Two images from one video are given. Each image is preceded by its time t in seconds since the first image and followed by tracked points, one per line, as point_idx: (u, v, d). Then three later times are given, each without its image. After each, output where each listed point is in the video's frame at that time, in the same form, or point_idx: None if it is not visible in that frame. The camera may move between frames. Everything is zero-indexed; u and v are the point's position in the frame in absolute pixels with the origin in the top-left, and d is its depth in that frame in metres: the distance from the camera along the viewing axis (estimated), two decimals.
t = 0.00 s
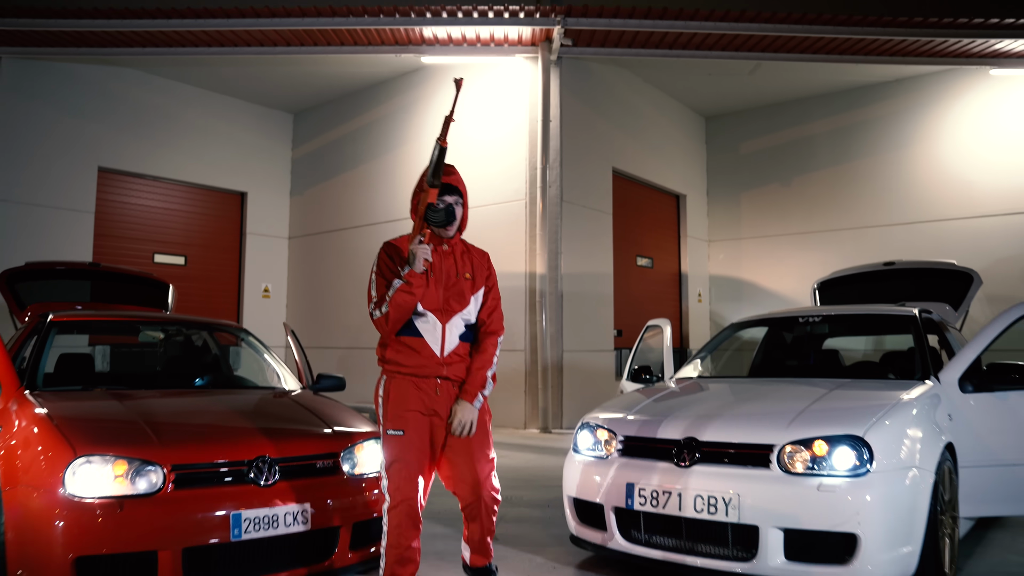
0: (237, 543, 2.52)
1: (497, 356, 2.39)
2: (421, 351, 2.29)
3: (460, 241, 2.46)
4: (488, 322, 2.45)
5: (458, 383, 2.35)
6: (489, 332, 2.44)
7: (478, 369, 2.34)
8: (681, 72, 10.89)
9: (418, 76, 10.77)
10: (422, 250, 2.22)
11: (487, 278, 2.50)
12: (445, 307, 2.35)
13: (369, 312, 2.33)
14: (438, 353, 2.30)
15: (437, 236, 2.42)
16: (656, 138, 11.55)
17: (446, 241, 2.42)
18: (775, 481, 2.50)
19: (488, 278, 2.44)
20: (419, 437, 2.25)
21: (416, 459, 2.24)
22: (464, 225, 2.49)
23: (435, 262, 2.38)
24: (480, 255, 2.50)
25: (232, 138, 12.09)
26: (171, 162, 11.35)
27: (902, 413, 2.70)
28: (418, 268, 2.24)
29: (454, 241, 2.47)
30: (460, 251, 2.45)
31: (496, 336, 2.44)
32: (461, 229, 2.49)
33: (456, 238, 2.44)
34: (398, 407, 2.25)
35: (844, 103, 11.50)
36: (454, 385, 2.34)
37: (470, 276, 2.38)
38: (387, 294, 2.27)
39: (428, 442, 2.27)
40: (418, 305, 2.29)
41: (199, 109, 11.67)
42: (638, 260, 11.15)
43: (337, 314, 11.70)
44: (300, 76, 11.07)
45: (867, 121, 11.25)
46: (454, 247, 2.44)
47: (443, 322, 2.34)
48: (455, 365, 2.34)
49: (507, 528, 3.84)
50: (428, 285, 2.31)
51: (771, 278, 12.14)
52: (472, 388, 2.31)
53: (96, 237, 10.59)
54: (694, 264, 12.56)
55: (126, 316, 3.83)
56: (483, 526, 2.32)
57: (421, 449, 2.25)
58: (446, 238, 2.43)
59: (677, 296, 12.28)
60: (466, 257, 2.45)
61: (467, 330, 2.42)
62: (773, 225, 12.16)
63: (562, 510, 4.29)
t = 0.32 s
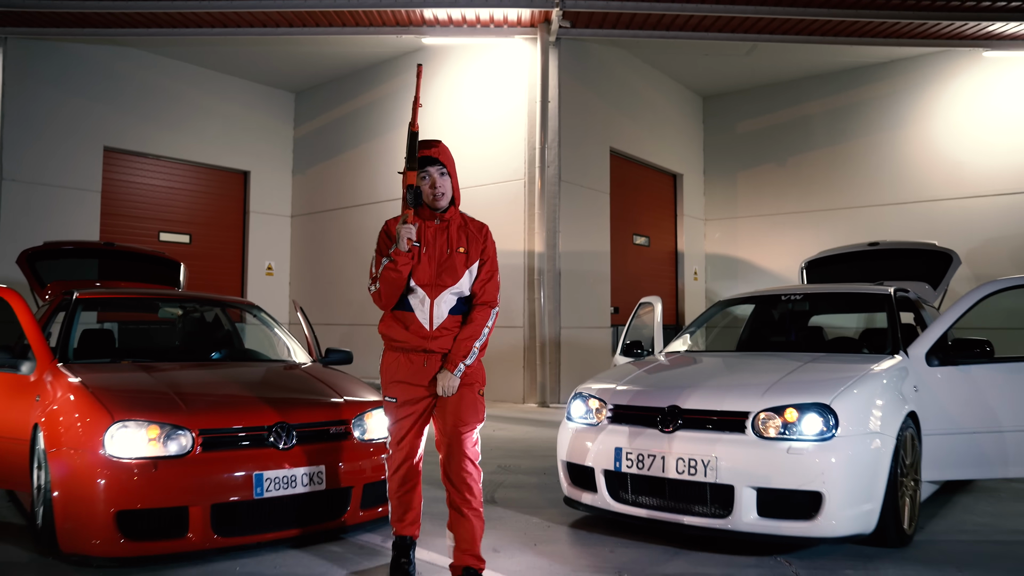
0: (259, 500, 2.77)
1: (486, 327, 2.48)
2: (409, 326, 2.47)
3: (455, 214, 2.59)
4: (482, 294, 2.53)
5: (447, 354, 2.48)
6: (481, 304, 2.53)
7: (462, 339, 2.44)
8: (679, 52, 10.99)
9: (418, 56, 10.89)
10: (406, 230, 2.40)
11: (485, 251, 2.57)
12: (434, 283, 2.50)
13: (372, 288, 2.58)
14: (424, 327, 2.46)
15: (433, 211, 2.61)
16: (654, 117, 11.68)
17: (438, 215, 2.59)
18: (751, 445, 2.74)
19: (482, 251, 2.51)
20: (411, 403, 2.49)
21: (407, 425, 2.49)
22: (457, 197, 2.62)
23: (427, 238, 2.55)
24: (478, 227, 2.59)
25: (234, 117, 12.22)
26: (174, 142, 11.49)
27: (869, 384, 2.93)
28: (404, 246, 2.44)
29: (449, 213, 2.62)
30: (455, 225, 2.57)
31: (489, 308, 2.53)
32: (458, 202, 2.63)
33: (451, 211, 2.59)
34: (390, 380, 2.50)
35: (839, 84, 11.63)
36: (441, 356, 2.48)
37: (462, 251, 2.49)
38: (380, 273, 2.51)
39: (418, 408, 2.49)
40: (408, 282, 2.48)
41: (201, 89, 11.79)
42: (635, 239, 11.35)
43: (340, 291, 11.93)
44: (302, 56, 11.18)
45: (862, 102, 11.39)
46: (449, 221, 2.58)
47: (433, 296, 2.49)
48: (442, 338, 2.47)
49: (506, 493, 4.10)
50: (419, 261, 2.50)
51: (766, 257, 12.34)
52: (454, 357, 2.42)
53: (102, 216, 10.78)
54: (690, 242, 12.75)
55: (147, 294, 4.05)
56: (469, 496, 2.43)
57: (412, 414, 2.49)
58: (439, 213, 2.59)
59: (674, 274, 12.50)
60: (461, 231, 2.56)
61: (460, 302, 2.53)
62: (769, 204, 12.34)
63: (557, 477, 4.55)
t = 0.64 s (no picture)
0: (280, 477, 3.01)
1: (498, 315, 2.54)
2: (427, 312, 2.64)
3: (477, 204, 2.71)
4: (498, 283, 2.61)
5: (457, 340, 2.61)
6: (497, 292, 2.60)
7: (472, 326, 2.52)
8: (675, 50, 11.20)
9: (419, 54, 11.12)
10: (421, 223, 2.58)
11: (504, 240, 2.64)
12: (452, 271, 2.63)
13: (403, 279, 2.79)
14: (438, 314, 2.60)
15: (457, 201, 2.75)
16: (651, 113, 11.90)
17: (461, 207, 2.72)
18: (730, 426, 2.99)
19: (497, 239, 2.59)
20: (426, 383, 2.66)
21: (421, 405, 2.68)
22: (481, 187, 2.73)
23: (449, 229, 2.70)
24: (500, 217, 2.68)
25: (238, 114, 12.44)
26: (180, 138, 11.71)
27: (840, 371, 3.18)
28: (422, 238, 2.62)
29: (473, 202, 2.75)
30: (476, 216, 2.70)
31: (504, 297, 2.59)
32: (481, 193, 2.74)
33: (473, 202, 2.72)
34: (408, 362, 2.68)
35: (833, 81, 11.85)
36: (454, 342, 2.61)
37: (478, 240, 2.60)
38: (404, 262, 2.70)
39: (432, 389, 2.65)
40: (428, 270, 2.65)
41: (206, 86, 12.01)
42: (632, 233, 11.58)
43: (343, 285, 12.18)
44: (305, 53, 11.39)
45: (856, 98, 11.60)
46: (471, 212, 2.70)
47: (450, 283, 2.62)
48: (454, 324, 2.59)
49: (506, 475, 4.36)
50: (439, 251, 2.66)
51: (761, 250, 12.58)
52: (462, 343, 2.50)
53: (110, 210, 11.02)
54: (687, 236, 12.99)
55: (168, 288, 4.31)
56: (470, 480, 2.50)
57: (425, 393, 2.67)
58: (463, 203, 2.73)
59: (670, 268, 12.75)
60: (482, 221, 2.68)
61: (477, 290, 2.64)
62: (764, 199, 12.57)
63: (554, 461, 4.80)
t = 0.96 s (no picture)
0: (297, 460, 3.26)
1: (518, 306, 2.69)
2: (446, 301, 2.75)
3: (491, 198, 2.86)
4: (514, 274, 2.75)
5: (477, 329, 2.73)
6: (514, 283, 2.75)
7: (496, 316, 2.67)
8: (672, 54, 11.44)
9: (421, 58, 11.36)
10: (439, 215, 2.70)
11: (518, 233, 2.79)
12: (469, 261, 2.75)
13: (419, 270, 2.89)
14: (458, 302, 2.72)
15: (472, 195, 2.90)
16: (648, 115, 12.13)
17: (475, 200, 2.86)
18: (712, 412, 3.24)
19: (513, 232, 2.74)
20: (442, 369, 2.74)
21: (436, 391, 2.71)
22: (493, 181, 2.89)
23: (464, 223, 2.83)
24: (513, 210, 2.83)
25: (242, 117, 12.68)
26: (186, 140, 11.96)
27: (816, 362, 3.43)
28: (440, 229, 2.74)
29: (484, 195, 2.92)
30: (489, 210, 2.84)
31: (521, 288, 2.74)
32: (494, 186, 2.90)
33: (487, 195, 2.88)
34: (425, 347, 2.76)
35: (826, 83, 12.09)
36: (474, 331, 2.73)
37: (494, 232, 2.73)
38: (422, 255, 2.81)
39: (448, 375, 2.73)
40: (446, 262, 2.75)
41: (211, 89, 12.25)
42: (630, 233, 11.83)
43: (346, 284, 12.43)
44: (309, 57, 11.63)
45: (848, 100, 11.84)
46: (484, 206, 2.84)
47: (468, 273, 2.73)
48: (473, 313, 2.72)
49: (506, 463, 4.61)
50: (455, 242, 2.78)
51: (756, 250, 12.82)
52: (487, 334, 2.66)
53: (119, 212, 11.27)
54: (683, 236, 13.23)
55: (188, 286, 4.55)
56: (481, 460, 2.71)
57: (441, 378, 2.73)
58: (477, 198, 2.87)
59: (667, 267, 12.99)
60: (495, 215, 2.82)
61: (494, 281, 2.77)
62: (758, 199, 12.82)
63: (552, 450, 5.05)
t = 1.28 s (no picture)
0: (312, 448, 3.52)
1: (530, 307, 2.84)
2: (455, 304, 2.85)
3: (492, 204, 2.98)
4: (521, 276, 2.89)
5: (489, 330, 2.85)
6: (522, 285, 2.88)
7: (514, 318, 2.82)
8: (668, 58, 11.69)
9: (423, 62, 11.61)
10: (448, 219, 2.81)
11: (519, 237, 2.94)
12: (476, 265, 2.87)
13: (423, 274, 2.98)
14: (468, 305, 2.83)
15: (473, 200, 3.00)
16: (645, 118, 12.37)
17: (478, 205, 2.97)
18: (697, 403, 3.49)
19: (517, 236, 2.88)
20: (458, 372, 2.82)
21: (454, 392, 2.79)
22: (495, 186, 3.00)
23: (468, 227, 2.94)
24: (512, 215, 2.97)
25: (247, 119, 12.92)
26: (193, 142, 12.21)
27: (795, 357, 3.68)
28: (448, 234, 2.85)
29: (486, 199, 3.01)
30: (491, 214, 2.96)
31: (527, 289, 2.89)
32: (495, 192, 3.01)
33: (488, 200, 2.98)
34: (438, 350, 2.85)
35: (820, 87, 12.33)
36: (495, 333, 2.87)
37: (498, 237, 2.87)
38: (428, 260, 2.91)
39: (464, 376, 2.81)
40: (454, 266, 2.86)
41: (217, 92, 12.49)
42: (627, 233, 12.08)
43: (349, 283, 12.68)
44: (313, 61, 11.87)
45: (842, 104, 12.10)
46: (486, 211, 2.96)
47: (476, 277, 2.86)
48: (483, 315, 2.84)
49: (506, 453, 4.86)
50: (462, 246, 2.88)
51: (752, 250, 13.07)
52: (508, 338, 2.79)
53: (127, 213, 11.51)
54: (680, 237, 13.49)
55: (205, 286, 4.80)
56: (487, 443, 2.87)
57: (457, 379, 2.81)
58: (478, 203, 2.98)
59: (664, 267, 13.24)
60: (497, 220, 2.94)
61: (500, 283, 2.90)
62: (753, 200, 13.08)
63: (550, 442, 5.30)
